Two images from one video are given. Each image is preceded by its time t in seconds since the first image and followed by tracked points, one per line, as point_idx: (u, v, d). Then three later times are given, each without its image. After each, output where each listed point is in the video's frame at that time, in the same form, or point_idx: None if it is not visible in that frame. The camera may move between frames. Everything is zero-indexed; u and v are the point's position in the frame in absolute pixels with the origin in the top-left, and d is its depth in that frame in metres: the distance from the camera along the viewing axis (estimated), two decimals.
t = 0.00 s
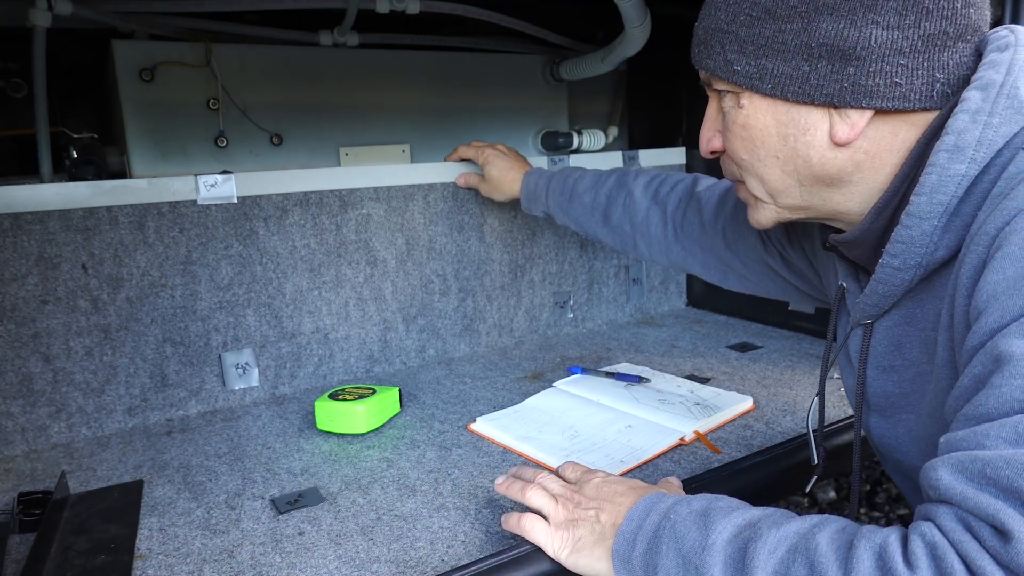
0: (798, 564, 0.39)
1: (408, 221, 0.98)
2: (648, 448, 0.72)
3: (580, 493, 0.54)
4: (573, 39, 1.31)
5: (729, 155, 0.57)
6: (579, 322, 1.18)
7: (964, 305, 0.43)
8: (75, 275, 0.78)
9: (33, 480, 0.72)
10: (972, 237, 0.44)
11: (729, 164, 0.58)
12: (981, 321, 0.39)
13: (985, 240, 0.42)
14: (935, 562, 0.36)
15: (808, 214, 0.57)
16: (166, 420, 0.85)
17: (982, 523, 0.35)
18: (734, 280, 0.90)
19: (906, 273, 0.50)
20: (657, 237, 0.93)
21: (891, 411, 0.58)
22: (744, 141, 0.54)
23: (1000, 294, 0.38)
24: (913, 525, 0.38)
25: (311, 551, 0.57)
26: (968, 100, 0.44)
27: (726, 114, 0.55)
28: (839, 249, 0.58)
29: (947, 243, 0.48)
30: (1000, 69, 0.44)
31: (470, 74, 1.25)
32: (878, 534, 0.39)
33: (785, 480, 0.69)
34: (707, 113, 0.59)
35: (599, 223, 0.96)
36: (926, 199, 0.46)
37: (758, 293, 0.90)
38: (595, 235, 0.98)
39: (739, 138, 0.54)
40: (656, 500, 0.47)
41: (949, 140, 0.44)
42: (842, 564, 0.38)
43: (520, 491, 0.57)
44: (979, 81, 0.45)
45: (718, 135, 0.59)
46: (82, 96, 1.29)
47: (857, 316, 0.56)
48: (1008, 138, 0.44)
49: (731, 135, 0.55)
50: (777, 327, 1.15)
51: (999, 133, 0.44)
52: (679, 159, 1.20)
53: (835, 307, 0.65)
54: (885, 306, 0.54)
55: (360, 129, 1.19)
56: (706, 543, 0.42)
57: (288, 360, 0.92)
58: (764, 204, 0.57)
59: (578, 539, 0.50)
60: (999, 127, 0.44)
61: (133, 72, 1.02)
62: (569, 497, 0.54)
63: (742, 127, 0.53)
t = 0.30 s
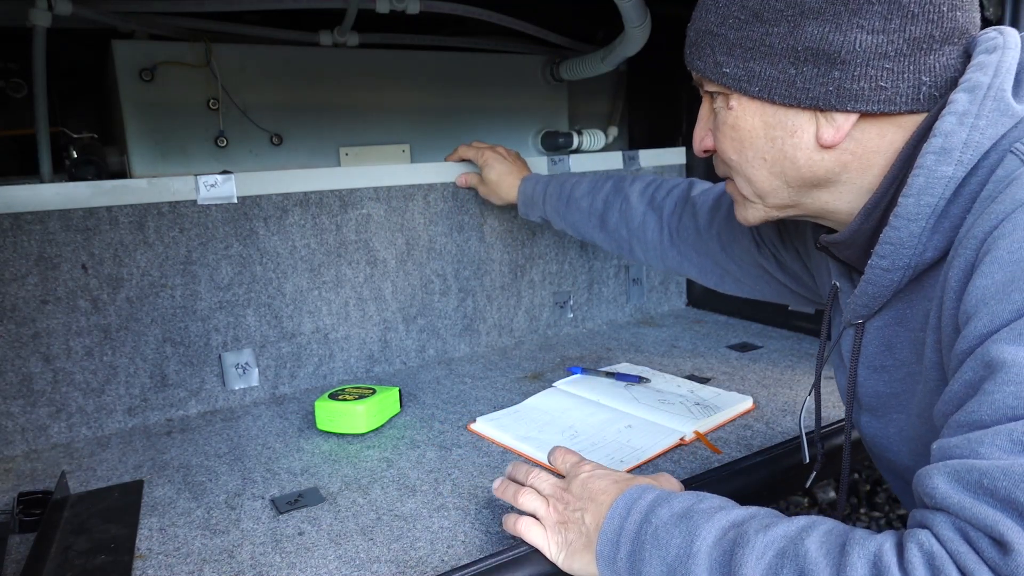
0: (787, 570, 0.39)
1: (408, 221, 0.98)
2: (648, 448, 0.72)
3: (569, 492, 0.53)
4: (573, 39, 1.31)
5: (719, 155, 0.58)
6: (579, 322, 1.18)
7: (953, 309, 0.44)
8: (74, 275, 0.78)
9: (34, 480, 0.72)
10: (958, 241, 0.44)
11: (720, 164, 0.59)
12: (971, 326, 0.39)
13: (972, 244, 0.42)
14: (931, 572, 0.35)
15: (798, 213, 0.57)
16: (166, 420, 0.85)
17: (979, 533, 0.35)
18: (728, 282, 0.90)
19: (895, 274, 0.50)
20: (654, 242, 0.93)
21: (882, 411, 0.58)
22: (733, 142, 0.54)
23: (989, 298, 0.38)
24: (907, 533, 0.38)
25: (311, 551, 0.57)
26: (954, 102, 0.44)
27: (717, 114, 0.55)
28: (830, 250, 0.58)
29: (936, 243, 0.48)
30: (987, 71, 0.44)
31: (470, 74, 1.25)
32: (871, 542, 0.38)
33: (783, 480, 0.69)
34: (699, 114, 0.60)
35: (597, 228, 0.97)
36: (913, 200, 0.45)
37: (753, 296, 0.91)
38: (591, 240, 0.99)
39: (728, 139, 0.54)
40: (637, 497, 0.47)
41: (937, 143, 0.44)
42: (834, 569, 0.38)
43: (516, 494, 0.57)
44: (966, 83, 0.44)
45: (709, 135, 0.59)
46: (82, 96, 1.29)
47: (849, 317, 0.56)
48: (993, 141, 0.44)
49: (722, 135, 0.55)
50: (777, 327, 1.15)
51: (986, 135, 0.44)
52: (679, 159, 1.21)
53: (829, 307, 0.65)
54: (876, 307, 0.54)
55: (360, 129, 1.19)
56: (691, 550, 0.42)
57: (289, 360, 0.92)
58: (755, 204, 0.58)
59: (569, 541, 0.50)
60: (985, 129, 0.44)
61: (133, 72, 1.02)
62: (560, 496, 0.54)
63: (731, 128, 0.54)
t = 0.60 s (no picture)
0: None
1: (408, 221, 0.98)
2: (648, 448, 0.71)
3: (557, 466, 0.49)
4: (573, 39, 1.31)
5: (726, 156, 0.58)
6: (579, 322, 1.18)
7: (958, 311, 0.44)
8: (74, 275, 0.78)
9: (33, 480, 0.72)
10: (965, 241, 0.44)
11: (727, 165, 0.59)
12: (975, 329, 0.39)
13: (979, 245, 0.42)
14: None
15: (804, 213, 0.57)
16: (166, 420, 0.85)
17: (983, 539, 0.34)
18: (728, 281, 0.90)
19: (899, 273, 0.50)
20: (655, 243, 0.93)
21: (885, 412, 0.58)
22: (742, 142, 0.54)
23: (995, 301, 0.38)
24: (909, 539, 0.38)
25: (311, 551, 0.57)
26: (961, 101, 0.44)
27: (725, 114, 0.55)
28: (834, 248, 0.59)
29: (941, 242, 0.48)
30: (994, 70, 0.44)
31: (471, 75, 1.25)
32: (874, 549, 0.38)
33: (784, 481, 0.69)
34: (704, 114, 0.60)
35: (597, 229, 0.97)
36: (919, 199, 0.45)
37: (756, 297, 0.90)
38: (591, 241, 0.99)
39: (737, 138, 0.54)
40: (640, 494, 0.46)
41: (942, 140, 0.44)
42: None
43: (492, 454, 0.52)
44: (973, 82, 0.45)
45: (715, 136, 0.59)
46: (82, 96, 1.29)
47: (852, 317, 0.56)
48: (1001, 139, 0.44)
49: (730, 135, 0.55)
50: (777, 327, 1.15)
51: (992, 133, 0.44)
52: (679, 159, 1.21)
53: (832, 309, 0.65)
54: (879, 306, 0.54)
55: (360, 129, 1.19)
56: (695, 554, 0.41)
57: (288, 360, 0.92)
58: (762, 205, 0.58)
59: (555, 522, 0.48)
60: (992, 127, 0.44)
61: (133, 72, 1.02)
62: (545, 469, 0.49)
63: (741, 127, 0.54)
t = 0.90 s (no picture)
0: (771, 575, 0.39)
1: (408, 221, 0.98)
2: (648, 448, 0.71)
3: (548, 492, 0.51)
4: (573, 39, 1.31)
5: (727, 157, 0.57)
6: (579, 322, 1.18)
7: (944, 305, 0.43)
8: (75, 275, 0.78)
9: (34, 480, 0.72)
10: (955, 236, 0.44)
11: (728, 167, 0.58)
12: (958, 322, 0.39)
13: (966, 240, 0.42)
14: (903, 568, 0.35)
15: (807, 216, 0.56)
16: (166, 420, 0.85)
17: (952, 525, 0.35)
18: (726, 282, 0.90)
19: (892, 271, 0.50)
20: (654, 243, 0.93)
21: (882, 410, 0.58)
22: (744, 140, 0.53)
23: (977, 294, 0.38)
24: (881, 529, 0.38)
25: (311, 551, 0.57)
26: (949, 99, 0.44)
27: (724, 114, 0.55)
28: (829, 247, 0.59)
29: (933, 240, 0.48)
30: (981, 68, 0.44)
31: (470, 74, 1.25)
32: (846, 541, 0.39)
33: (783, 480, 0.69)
34: (699, 116, 0.59)
35: (595, 228, 0.97)
36: (908, 195, 0.45)
37: (753, 297, 0.90)
38: (591, 241, 0.99)
39: (738, 137, 0.54)
40: (632, 511, 0.47)
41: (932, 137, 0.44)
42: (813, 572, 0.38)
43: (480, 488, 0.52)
44: (961, 80, 0.44)
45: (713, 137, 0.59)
46: (82, 96, 1.29)
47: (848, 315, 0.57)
48: (988, 136, 0.44)
49: (731, 134, 0.54)
50: (777, 327, 1.15)
51: (980, 130, 0.44)
52: (678, 159, 1.21)
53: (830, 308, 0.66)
54: (873, 304, 0.54)
55: (360, 129, 1.19)
56: (681, 560, 0.42)
57: (289, 360, 0.92)
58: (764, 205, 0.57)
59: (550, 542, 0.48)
60: (980, 124, 0.44)
61: (133, 72, 1.02)
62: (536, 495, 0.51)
63: (742, 125, 0.53)
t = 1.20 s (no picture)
0: (772, 568, 0.39)
1: (408, 221, 0.98)
2: (648, 448, 0.71)
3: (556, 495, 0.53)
4: (573, 39, 1.31)
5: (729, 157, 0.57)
6: (579, 322, 1.18)
7: (947, 306, 0.44)
8: (75, 275, 0.78)
9: (34, 480, 0.72)
10: (956, 236, 0.44)
11: (729, 167, 0.58)
12: (962, 321, 0.39)
13: (968, 241, 0.42)
14: (905, 563, 0.36)
15: (810, 216, 0.56)
16: (166, 420, 0.85)
17: (953, 523, 0.35)
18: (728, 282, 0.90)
19: (893, 270, 0.50)
20: (655, 243, 0.93)
21: (883, 409, 0.58)
22: (748, 139, 0.53)
23: (980, 294, 0.38)
24: (883, 526, 0.39)
25: (311, 551, 0.57)
26: (948, 100, 0.44)
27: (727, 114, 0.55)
28: (830, 248, 0.59)
29: (934, 240, 0.48)
30: (981, 69, 0.44)
31: (470, 74, 1.25)
32: (848, 536, 0.39)
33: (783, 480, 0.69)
34: (702, 116, 0.59)
35: (596, 228, 0.97)
36: (909, 195, 0.45)
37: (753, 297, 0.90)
38: (592, 240, 0.99)
39: (742, 135, 0.53)
40: (636, 506, 0.47)
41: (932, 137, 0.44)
42: (814, 565, 0.38)
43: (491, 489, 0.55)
44: (960, 81, 0.45)
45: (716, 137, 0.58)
46: (82, 96, 1.29)
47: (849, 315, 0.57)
48: (988, 136, 0.44)
49: (734, 134, 0.54)
50: (777, 327, 1.15)
51: (980, 130, 0.44)
52: (679, 159, 1.21)
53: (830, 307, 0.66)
54: (874, 303, 0.54)
55: (359, 129, 1.19)
56: (681, 553, 0.42)
57: (288, 360, 0.92)
58: (766, 205, 0.57)
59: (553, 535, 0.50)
60: (979, 124, 0.44)
61: (133, 72, 1.02)
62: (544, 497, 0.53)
63: (746, 123, 0.53)
